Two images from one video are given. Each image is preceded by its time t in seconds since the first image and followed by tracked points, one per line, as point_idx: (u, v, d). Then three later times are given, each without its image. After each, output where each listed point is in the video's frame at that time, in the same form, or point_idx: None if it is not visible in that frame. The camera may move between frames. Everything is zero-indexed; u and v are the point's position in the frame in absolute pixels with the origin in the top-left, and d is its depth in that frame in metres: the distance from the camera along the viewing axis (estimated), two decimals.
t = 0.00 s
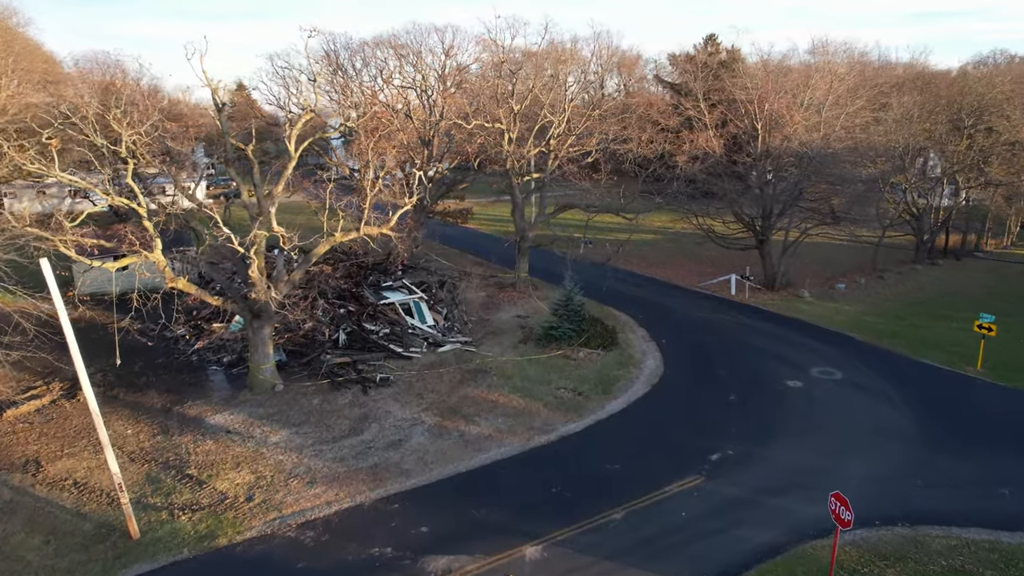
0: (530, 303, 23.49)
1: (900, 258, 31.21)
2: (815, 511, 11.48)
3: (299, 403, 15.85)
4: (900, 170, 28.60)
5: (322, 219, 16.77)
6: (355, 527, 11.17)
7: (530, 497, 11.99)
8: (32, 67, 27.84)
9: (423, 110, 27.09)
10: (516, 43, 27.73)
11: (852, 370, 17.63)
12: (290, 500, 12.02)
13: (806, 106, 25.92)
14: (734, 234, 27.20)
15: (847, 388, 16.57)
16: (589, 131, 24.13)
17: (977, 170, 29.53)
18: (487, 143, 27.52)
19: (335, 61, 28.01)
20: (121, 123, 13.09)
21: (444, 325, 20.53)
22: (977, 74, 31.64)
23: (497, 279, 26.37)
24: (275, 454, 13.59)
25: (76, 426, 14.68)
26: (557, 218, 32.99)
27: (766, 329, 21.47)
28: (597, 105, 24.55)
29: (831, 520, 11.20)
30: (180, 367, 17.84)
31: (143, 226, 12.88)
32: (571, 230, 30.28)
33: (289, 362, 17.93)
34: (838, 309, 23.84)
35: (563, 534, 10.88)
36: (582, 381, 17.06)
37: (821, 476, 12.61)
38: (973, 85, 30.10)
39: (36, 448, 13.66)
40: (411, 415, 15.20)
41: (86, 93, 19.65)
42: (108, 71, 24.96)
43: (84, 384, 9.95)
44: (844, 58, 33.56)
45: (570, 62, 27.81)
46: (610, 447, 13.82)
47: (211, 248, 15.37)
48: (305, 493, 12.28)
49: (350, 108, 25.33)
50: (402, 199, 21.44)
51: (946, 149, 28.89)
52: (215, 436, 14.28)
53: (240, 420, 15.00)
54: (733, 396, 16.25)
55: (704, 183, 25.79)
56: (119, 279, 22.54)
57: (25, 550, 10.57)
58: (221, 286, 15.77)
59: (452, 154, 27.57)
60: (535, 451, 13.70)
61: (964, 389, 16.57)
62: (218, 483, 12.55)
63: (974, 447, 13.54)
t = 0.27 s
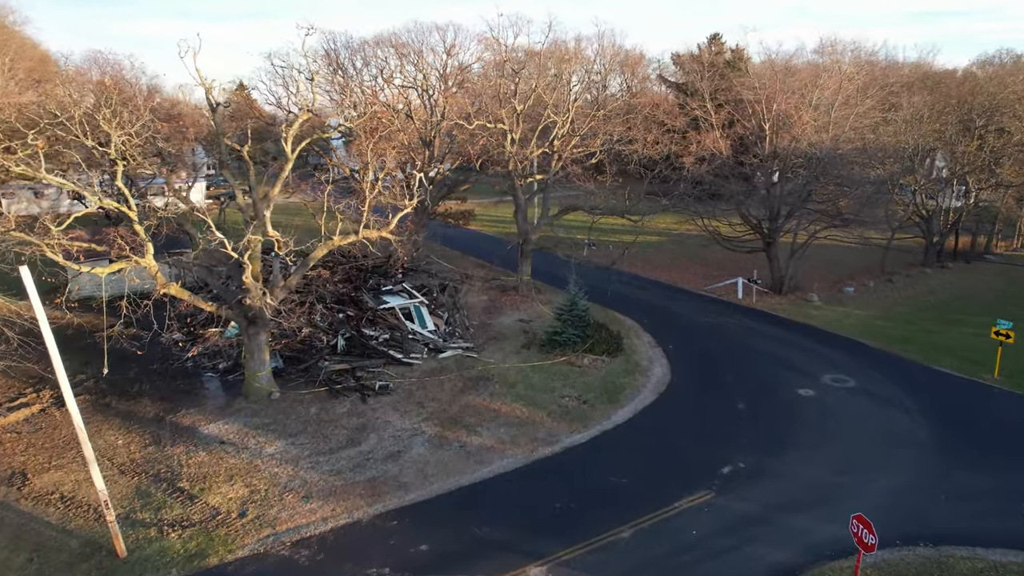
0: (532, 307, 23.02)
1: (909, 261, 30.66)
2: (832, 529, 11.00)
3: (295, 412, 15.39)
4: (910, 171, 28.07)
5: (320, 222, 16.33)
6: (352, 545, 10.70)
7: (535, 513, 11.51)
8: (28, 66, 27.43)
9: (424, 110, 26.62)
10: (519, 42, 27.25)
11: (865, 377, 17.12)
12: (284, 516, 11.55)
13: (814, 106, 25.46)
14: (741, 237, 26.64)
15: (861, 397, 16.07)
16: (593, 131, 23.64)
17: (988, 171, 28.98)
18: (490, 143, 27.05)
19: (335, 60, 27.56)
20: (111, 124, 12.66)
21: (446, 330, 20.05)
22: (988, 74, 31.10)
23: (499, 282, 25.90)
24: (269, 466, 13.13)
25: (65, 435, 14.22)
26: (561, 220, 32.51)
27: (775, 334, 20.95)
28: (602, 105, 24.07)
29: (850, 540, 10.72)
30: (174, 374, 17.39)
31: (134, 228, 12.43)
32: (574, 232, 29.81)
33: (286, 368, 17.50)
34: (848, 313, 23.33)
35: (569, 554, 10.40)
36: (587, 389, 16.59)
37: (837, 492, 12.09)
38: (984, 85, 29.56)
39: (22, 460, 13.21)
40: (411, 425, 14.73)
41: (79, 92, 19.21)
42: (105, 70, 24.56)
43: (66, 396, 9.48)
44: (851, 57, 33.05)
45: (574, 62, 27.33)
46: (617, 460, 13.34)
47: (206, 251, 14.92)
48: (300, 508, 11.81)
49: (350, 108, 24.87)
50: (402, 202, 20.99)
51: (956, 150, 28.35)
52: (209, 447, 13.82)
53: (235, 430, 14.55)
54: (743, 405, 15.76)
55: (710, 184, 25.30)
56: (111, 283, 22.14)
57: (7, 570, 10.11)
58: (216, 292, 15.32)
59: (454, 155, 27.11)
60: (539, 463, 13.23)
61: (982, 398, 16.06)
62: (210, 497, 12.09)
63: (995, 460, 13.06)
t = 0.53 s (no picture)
0: (535, 311, 22.54)
1: (919, 264, 30.10)
2: (850, 549, 10.52)
3: (291, 422, 14.92)
4: (920, 172, 27.53)
5: (317, 225, 15.90)
6: (348, 566, 10.23)
7: (538, 531, 11.04)
8: (24, 66, 27.04)
9: (425, 110, 26.16)
10: (521, 40, 26.78)
11: (878, 386, 16.62)
12: (277, 534, 11.09)
13: (822, 106, 24.95)
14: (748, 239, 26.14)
15: (874, 406, 15.57)
16: (598, 131, 23.16)
17: (999, 172, 28.41)
18: (492, 144, 26.57)
19: (335, 59, 27.12)
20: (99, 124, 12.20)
21: (446, 335, 19.59)
22: (999, 73, 30.54)
23: (501, 285, 25.40)
24: (263, 480, 12.66)
25: (53, 446, 13.76)
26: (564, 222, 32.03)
27: (784, 339, 20.45)
28: (606, 105, 23.59)
29: (869, 561, 10.24)
30: (168, 381, 16.93)
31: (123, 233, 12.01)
32: (577, 234, 29.32)
33: (283, 376, 17.06)
34: (857, 318, 22.82)
35: None
36: (592, 398, 16.11)
37: (854, 509, 11.60)
38: (996, 84, 28.99)
39: (8, 472, 12.75)
40: (411, 436, 14.25)
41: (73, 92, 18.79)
42: (100, 68, 24.10)
43: (47, 410, 9.02)
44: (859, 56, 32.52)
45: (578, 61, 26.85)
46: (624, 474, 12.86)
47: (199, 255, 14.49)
48: (294, 525, 11.34)
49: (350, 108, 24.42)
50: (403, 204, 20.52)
51: (968, 151, 27.80)
52: (201, 458, 13.36)
53: (228, 441, 14.09)
54: (753, 415, 15.26)
55: (716, 186, 24.80)
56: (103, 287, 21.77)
57: None
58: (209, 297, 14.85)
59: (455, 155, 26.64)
60: (543, 477, 12.75)
61: (1000, 407, 15.55)
62: (201, 513, 11.62)
63: (1016, 475, 12.58)
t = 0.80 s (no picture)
0: (538, 316, 22.04)
1: (929, 267, 29.53)
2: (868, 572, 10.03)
3: (286, 432, 14.45)
4: (930, 173, 26.98)
5: (312, 229, 15.44)
6: None
7: (541, 551, 10.55)
8: (20, 66, 26.69)
9: (425, 110, 25.70)
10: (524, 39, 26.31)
11: (891, 396, 16.11)
12: (268, 554, 10.61)
13: (830, 107, 24.43)
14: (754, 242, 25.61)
15: (888, 417, 15.06)
16: (602, 132, 22.67)
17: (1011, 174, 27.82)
18: (493, 144, 26.08)
19: (334, 58, 26.67)
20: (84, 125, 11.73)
21: (447, 341, 19.10)
22: (1011, 73, 29.97)
23: (503, 289, 24.91)
24: (255, 494, 12.18)
25: (39, 459, 13.30)
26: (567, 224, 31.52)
27: (793, 347, 19.93)
28: (610, 105, 23.11)
29: None
30: (160, 389, 16.46)
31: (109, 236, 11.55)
32: (580, 237, 28.80)
33: (278, 384, 16.59)
34: (867, 323, 22.29)
35: None
36: (596, 408, 15.62)
37: (872, 529, 11.10)
38: (1008, 84, 28.42)
39: None
40: (408, 448, 13.76)
41: (65, 92, 18.36)
42: (95, 68, 23.66)
43: (23, 427, 8.55)
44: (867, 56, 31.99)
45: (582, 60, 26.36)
46: (629, 490, 12.38)
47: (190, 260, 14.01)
48: (286, 544, 10.86)
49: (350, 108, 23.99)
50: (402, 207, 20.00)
51: (979, 152, 27.22)
52: (191, 472, 12.88)
53: (220, 453, 13.62)
54: (763, 426, 14.76)
55: (723, 187, 24.28)
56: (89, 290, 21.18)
57: None
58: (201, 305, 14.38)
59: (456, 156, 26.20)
60: (545, 492, 12.28)
61: (1018, 418, 15.01)
62: (189, 530, 11.15)
63: None
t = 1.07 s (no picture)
0: (540, 321, 21.54)
1: (939, 270, 28.95)
2: None
3: (280, 444, 13.98)
4: (941, 175, 26.42)
5: (307, 233, 14.96)
6: None
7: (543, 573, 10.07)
8: (15, 66, 26.28)
9: (425, 110, 25.21)
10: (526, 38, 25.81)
11: (905, 406, 15.59)
12: None
13: (839, 107, 23.91)
14: (761, 245, 25.04)
15: (903, 429, 14.55)
16: (605, 133, 22.17)
17: None
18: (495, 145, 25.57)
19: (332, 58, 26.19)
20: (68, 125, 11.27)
21: (446, 348, 18.61)
22: None
23: (504, 293, 24.42)
24: (246, 511, 11.70)
25: (23, 472, 12.83)
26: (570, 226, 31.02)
27: (801, 353, 19.42)
28: (614, 105, 22.60)
29: None
30: (152, 398, 15.98)
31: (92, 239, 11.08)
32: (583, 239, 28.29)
33: (272, 392, 16.11)
34: (877, 328, 21.75)
35: None
36: (601, 418, 15.13)
37: (890, 549, 10.61)
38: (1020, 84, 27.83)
39: None
40: (406, 461, 13.27)
41: (56, 92, 17.91)
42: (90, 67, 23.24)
43: None
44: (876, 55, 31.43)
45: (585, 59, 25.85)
46: (635, 506, 11.90)
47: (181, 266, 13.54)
48: (277, 564, 10.38)
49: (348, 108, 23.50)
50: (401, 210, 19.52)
51: (991, 153, 26.64)
52: (180, 486, 12.40)
53: (211, 465, 13.14)
54: (772, 438, 14.27)
55: (729, 189, 23.76)
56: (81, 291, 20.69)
57: None
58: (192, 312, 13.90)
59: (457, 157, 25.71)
60: (548, 509, 11.80)
61: None
62: (176, 549, 10.67)
63: None
